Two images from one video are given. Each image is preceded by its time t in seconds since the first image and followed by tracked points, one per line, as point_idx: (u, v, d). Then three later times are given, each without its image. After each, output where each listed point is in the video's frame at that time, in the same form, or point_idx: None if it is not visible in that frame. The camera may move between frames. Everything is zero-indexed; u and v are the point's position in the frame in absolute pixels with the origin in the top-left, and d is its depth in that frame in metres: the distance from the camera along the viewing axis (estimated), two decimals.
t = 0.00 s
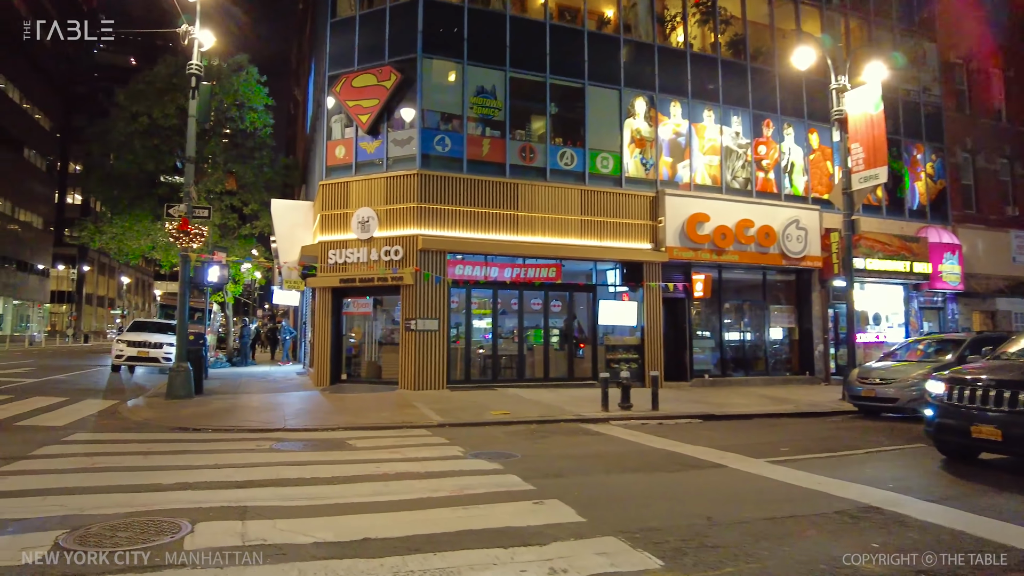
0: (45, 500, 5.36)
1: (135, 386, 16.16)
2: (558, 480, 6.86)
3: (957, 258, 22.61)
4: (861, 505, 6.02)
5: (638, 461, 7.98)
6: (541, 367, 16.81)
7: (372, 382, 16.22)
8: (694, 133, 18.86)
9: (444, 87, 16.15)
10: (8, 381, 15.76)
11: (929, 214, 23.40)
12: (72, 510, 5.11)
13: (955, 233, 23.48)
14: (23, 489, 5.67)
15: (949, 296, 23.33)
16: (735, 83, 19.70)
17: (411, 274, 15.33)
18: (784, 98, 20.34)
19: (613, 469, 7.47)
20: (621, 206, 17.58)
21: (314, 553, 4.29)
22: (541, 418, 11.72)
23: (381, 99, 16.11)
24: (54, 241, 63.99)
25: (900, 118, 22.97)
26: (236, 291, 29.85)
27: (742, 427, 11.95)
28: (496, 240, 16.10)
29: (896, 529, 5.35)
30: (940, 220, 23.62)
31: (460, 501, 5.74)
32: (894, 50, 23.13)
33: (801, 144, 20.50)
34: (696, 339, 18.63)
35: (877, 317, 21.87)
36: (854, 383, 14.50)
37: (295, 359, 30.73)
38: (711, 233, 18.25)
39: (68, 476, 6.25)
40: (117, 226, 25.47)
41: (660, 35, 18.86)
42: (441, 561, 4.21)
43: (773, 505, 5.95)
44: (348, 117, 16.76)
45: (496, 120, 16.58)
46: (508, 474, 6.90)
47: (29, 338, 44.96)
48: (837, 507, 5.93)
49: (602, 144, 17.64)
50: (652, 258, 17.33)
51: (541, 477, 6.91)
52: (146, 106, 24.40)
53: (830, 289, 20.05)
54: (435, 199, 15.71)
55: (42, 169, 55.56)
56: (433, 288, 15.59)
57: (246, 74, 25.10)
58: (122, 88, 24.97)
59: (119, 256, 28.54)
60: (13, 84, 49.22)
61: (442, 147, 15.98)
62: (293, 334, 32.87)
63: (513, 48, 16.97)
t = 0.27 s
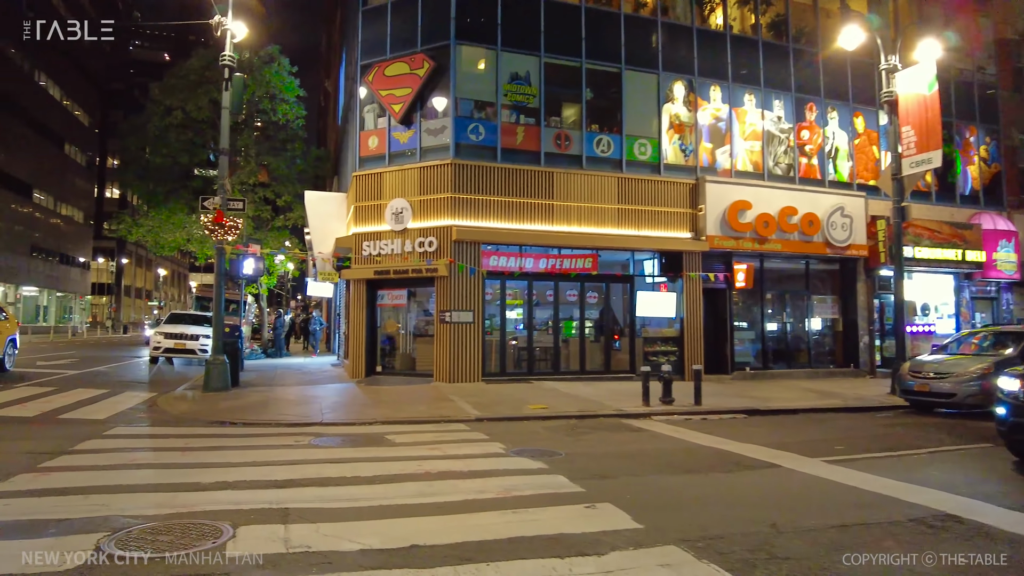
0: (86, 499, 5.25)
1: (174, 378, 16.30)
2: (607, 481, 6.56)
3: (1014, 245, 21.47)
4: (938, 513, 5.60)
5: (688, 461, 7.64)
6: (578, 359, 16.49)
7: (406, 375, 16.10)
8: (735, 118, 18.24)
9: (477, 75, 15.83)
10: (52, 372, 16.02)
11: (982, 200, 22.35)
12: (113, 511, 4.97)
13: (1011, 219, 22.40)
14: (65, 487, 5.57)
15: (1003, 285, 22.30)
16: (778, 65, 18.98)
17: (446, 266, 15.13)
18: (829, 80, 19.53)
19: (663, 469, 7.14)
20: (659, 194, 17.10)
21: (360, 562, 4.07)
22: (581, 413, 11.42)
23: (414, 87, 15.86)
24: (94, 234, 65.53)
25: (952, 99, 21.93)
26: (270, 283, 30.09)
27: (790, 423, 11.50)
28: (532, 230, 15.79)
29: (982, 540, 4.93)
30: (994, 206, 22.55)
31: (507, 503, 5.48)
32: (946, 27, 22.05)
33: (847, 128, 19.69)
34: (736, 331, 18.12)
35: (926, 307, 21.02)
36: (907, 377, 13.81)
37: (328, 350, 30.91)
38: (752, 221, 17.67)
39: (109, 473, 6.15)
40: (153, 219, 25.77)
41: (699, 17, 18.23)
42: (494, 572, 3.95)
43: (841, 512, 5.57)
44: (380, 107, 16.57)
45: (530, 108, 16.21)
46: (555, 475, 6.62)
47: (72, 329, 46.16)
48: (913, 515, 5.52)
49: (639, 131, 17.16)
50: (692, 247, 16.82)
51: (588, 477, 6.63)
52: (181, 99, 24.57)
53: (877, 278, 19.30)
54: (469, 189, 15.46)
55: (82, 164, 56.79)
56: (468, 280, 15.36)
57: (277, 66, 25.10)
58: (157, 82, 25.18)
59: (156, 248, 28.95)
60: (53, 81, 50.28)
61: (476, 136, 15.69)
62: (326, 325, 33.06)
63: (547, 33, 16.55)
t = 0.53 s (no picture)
0: (126, 499, 5.09)
1: (210, 373, 16.35)
2: (661, 485, 6.22)
3: None
4: None
5: (743, 463, 7.25)
6: (615, 356, 16.11)
7: (440, 371, 15.89)
8: (776, 106, 17.61)
9: (512, 65, 15.50)
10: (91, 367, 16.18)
11: None
12: (152, 512, 4.79)
13: None
14: (103, 486, 5.42)
15: None
16: (821, 51, 18.26)
17: (480, 260, 14.86)
18: (875, 66, 18.72)
19: (719, 473, 6.76)
20: (698, 186, 16.59)
21: (411, 572, 3.80)
22: (622, 411, 11.06)
23: (447, 79, 15.60)
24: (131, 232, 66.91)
25: (1006, 84, 20.90)
26: (302, 279, 30.23)
27: (842, 423, 10.98)
28: (568, 223, 15.44)
29: None
30: None
31: (560, 509, 5.17)
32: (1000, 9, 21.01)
33: (894, 115, 18.83)
34: (779, 327, 17.53)
35: (979, 303, 20.09)
36: (964, 375, 13.07)
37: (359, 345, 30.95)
38: (795, 213, 17.06)
39: (147, 472, 5.99)
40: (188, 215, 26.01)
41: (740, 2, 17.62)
42: None
43: (922, 522, 5.14)
44: (413, 100, 16.35)
45: (566, 98, 15.82)
46: (605, 477, 6.30)
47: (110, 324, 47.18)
48: (1002, 526, 5.07)
49: (678, 121, 16.66)
50: (733, 240, 16.28)
51: (641, 481, 6.28)
52: (214, 97, 24.71)
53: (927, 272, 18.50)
54: (504, 181, 15.17)
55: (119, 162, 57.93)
56: (503, 274, 15.08)
57: (309, 61, 25.08)
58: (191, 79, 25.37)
59: (191, 245, 29.27)
60: (91, 81, 51.31)
61: (510, 127, 15.37)
62: (357, 320, 33.13)
63: (583, 21, 16.13)
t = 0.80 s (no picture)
0: (146, 512, 4.82)
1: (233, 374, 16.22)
2: (708, 498, 5.82)
3: None
4: None
5: (792, 474, 6.82)
6: (644, 357, 15.67)
7: (465, 372, 15.57)
8: (810, 100, 17.03)
9: (538, 59, 15.13)
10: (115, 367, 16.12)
11: None
12: (172, 527, 4.51)
13: None
14: (123, 496, 5.17)
15: None
16: (857, 42, 17.61)
17: (506, 259, 14.53)
18: (913, 57, 18.02)
19: (768, 485, 6.34)
20: (730, 182, 16.09)
21: None
22: (656, 416, 10.64)
23: (472, 74, 15.29)
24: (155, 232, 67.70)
25: None
26: (324, 278, 30.13)
27: (887, 429, 10.45)
28: (595, 221, 15.04)
29: None
30: None
31: (605, 526, 4.81)
32: None
33: (934, 108, 18.10)
34: (813, 327, 16.96)
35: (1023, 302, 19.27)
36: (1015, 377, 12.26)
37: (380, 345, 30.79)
38: (831, 210, 16.49)
39: (168, 480, 5.74)
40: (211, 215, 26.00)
41: None
42: None
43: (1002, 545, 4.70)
44: (436, 96, 16.06)
45: (593, 92, 15.41)
46: (649, 490, 5.92)
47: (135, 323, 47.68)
48: None
49: (708, 115, 16.17)
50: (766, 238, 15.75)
51: (687, 494, 5.89)
52: (236, 96, 24.66)
53: (968, 270, 17.78)
54: (530, 179, 14.82)
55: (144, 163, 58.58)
56: (529, 273, 14.72)
57: (331, 59, 24.93)
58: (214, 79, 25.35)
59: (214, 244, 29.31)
60: (117, 83, 51.89)
61: (537, 123, 15.01)
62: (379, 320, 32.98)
63: (611, 13, 15.70)
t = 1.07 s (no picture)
0: (147, 518, 4.47)
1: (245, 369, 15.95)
2: (750, 503, 5.41)
3: None
4: None
5: (835, 477, 6.39)
6: (665, 352, 15.22)
7: (480, 368, 15.20)
8: (836, 87, 16.45)
9: (556, 45, 14.68)
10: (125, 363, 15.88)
11: None
12: (174, 534, 4.16)
13: None
14: (123, 500, 4.83)
15: None
16: (885, 27, 16.98)
17: (523, 251, 14.13)
18: (944, 41, 17.36)
19: (812, 489, 5.91)
20: (754, 171, 15.57)
21: None
22: (680, 413, 10.21)
23: (487, 61, 14.86)
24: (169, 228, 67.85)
25: None
26: (337, 272, 29.86)
27: (925, 427, 9.96)
28: (615, 212, 14.59)
29: None
30: None
31: (643, 535, 4.41)
32: None
33: (966, 94, 17.44)
34: (839, 321, 16.43)
35: None
36: None
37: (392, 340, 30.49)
38: (858, 200, 15.93)
39: (173, 482, 5.39)
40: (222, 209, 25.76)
41: None
42: None
43: None
44: (451, 84, 15.65)
45: (613, 79, 14.93)
46: (685, 494, 5.51)
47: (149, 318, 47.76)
48: None
49: (731, 102, 15.65)
50: (792, 229, 15.23)
51: (725, 498, 5.48)
52: (248, 88, 24.36)
53: (1001, 262, 17.13)
54: (547, 168, 14.40)
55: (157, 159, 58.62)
56: (546, 266, 14.31)
57: (343, 51, 24.56)
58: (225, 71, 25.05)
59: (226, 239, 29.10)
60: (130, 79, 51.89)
61: (554, 111, 14.57)
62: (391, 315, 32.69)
63: None
